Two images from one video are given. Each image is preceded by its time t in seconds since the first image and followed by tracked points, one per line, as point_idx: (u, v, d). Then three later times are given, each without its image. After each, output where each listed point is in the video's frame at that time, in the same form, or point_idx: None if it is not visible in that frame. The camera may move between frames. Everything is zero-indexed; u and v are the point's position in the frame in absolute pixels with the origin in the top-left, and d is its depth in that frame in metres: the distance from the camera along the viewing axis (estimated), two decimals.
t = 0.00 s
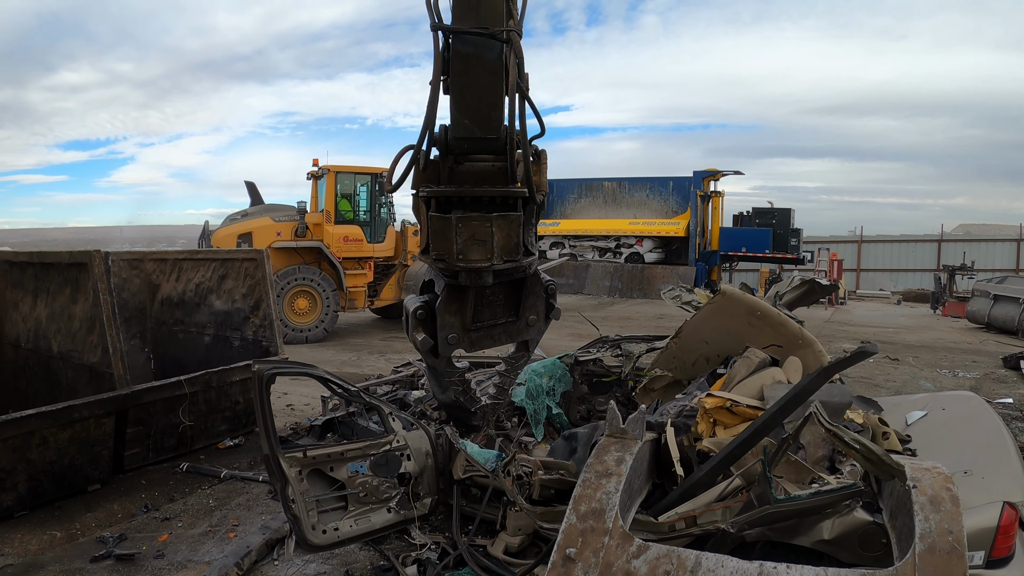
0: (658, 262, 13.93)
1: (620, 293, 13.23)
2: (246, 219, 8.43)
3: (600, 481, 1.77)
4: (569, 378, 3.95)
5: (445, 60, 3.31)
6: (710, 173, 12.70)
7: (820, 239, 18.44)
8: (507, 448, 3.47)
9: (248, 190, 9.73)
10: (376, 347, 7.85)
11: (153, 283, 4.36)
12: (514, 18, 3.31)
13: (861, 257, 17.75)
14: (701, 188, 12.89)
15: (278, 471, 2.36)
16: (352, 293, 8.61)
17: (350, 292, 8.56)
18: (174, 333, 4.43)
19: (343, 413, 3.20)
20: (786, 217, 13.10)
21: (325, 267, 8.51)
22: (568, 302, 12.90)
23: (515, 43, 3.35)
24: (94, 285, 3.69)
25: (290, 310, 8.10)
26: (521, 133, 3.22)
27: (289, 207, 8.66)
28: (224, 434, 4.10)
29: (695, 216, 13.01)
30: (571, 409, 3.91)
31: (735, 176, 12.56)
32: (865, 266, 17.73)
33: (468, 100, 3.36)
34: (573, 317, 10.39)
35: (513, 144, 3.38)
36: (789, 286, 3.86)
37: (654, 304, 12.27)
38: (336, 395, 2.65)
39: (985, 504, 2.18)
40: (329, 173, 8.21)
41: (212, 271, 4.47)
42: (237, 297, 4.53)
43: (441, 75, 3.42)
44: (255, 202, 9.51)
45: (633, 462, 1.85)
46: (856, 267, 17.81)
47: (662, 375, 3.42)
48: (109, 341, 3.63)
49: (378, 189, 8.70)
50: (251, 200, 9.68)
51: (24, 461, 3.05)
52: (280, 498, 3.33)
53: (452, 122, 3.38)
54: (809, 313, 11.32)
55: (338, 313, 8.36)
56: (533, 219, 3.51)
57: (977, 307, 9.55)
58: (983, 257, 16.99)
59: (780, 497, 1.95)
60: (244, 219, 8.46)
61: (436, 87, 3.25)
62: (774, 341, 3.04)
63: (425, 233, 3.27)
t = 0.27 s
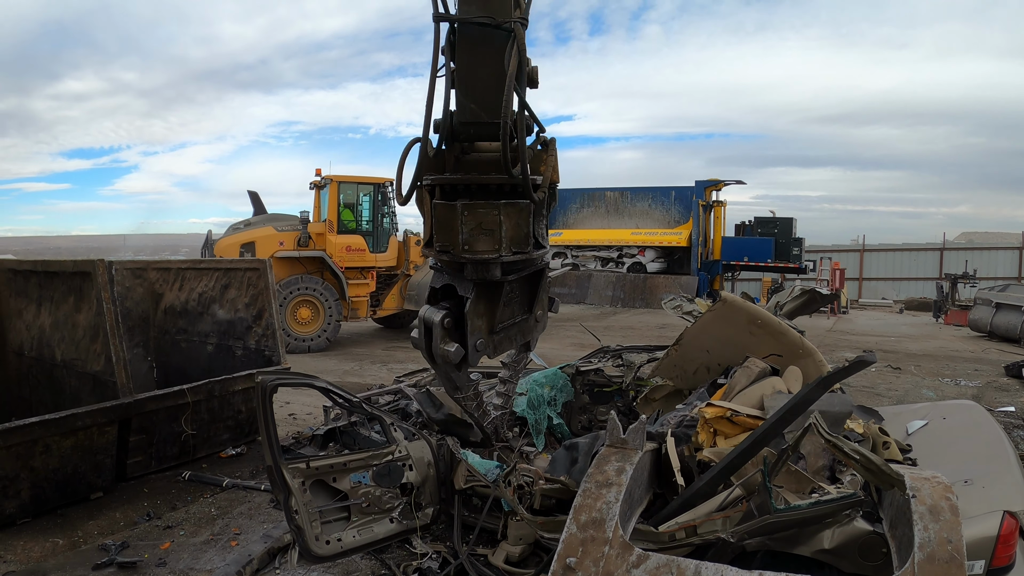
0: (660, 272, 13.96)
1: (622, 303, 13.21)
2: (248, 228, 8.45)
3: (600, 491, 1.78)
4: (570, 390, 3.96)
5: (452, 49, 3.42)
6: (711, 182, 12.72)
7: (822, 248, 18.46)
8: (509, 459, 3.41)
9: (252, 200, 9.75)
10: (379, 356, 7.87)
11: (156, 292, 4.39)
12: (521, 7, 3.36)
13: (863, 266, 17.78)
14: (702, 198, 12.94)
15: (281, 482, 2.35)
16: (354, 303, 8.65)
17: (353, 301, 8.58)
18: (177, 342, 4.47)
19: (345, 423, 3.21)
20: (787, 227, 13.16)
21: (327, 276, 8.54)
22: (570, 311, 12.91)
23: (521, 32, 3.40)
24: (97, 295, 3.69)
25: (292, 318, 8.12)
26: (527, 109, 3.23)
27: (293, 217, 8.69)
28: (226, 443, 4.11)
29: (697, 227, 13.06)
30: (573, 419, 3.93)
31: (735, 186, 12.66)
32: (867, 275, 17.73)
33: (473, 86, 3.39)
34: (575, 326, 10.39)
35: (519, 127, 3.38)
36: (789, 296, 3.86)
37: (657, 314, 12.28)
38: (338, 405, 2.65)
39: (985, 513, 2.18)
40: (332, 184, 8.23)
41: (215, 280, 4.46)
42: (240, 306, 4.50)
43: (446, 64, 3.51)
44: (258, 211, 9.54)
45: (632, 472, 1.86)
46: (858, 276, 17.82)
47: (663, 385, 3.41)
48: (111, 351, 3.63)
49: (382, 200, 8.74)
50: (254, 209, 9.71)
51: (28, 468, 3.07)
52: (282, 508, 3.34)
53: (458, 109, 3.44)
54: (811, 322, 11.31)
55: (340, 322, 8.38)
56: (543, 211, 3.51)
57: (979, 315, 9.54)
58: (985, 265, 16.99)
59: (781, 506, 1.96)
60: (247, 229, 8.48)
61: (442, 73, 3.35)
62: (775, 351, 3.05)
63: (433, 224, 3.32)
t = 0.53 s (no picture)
0: (669, 288, 13.88)
1: (630, 319, 13.00)
2: (259, 244, 8.50)
3: (610, 509, 1.79)
4: (579, 407, 3.95)
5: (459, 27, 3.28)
6: (720, 199, 12.69)
7: (830, 263, 18.43)
8: (518, 477, 3.17)
9: (261, 216, 9.79)
10: (388, 372, 7.88)
11: (167, 307, 4.39)
12: None
13: (873, 281, 17.57)
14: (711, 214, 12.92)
15: (292, 498, 2.37)
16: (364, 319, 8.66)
17: (362, 317, 8.59)
18: (188, 357, 4.49)
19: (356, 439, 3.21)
20: (797, 241, 13.08)
21: (337, 292, 8.57)
22: (579, 327, 12.91)
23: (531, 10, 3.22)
24: (110, 310, 3.73)
25: (303, 334, 8.14)
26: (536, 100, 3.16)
27: (302, 233, 8.73)
28: (236, 458, 4.12)
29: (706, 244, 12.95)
30: (582, 436, 3.93)
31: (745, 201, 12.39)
32: (876, 290, 17.69)
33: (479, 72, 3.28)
34: (584, 343, 10.36)
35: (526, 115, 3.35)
36: (798, 313, 3.84)
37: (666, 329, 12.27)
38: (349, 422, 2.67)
39: (995, 529, 2.17)
40: (341, 201, 8.25)
41: (225, 296, 4.52)
42: (251, 322, 4.56)
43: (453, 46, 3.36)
44: (268, 227, 9.58)
45: (642, 489, 1.86)
46: (867, 291, 17.77)
47: (673, 404, 3.36)
48: (124, 366, 3.66)
49: (392, 216, 8.78)
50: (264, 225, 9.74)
51: (40, 481, 3.09)
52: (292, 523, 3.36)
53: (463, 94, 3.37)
54: (820, 337, 11.27)
55: (350, 337, 8.39)
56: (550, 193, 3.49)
57: (989, 329, 9.51)
58: (994, 279, 16.91)
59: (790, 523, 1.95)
60: (257, 245, 8.52)
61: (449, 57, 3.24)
62: (784, 368, 3.06)
63: (439, 209, 3.31)
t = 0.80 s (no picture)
0: (692, 306, 13.53)
1: (653, 337, 13.27)
2: (284, 261, 8.58)
3: (640, 528, 1.77)
4: (605, 426, 3.81)
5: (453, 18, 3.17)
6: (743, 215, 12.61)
7: (853, 280, 18.28)
8: (545, 496, 3.07)
9: (286, 234, 9.88)
10: (411, 390, 7.91)
11: (193, 322, 4.61)
12: None
13: (896, 298, 17.43)
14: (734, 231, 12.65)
15: (320, 515, 2.40)
16: (387, 336, 8.68)
17: (386, 335, 8.62)
18: (213, 372, 4.61)
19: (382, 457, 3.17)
20: (820, 259, 12.95)
21: (361, 310, 8.61)
22: (601, 345, 12.90)
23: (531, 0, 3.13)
24: (137, 326, 3.76)
25: (326, 352, 8.18)
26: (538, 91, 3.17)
27: (326, 251, 8.80)
28: (261, 474, 4.13)
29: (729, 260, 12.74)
30: (609, 455, 3.75)
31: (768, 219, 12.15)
32: (900, 307, 17.50)
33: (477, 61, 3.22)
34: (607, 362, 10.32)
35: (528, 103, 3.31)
36: (824, 332, 3.81)
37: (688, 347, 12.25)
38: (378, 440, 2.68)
39: None
40: (366, 218, 8.36)
41: (252, 313, 4.51)
42: (275, 340, 4.49)
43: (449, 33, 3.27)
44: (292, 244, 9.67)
45: (672, 509, 1.85)
46: (890, 308, 17.58)
47: (699, 422, 3.36)
48: (150, 382, 3.68)
49: (415, 235, 8.86)
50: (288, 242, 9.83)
51: (66, 495, 3.11)
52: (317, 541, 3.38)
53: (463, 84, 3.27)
54: (844, 354, 11.13)
55: (373, 355, 8.40)
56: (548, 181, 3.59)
57: (1015, 345, 9.37)
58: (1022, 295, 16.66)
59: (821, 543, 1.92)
60: (282, 262, 8.61)
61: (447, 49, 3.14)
62: (810, 387, 3.06)
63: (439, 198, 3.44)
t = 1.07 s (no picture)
0: (732, 321, 13.63)
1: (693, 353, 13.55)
2: (326, 276, 8.71)
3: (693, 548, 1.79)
4: (650, 442, 3.86)
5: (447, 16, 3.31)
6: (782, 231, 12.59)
7: (894, 294, 18.07)
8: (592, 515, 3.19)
9: (327, 250, 9.97)
10: (451, 405, 8.01)
11: (235, 337, 4.84)
12: None
13: (937, 312, 17.41)
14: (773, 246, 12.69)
15: (367, 530, 2.48)
16: (429, 352, 8.67)
17: (427, 350, 8.63)
18: (255, 386, 4.78)
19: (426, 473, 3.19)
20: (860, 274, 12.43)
21: (402, 325, 8.71)
22: (641, 362, 12.99)
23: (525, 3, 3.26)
24: (184, 340, 3.88)
25: (366, 366, 8.26)
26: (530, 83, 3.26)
27: (368, 266, 8.86)
28: (304, 489, 4.17)
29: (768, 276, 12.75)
30: (653, 472, 3.84)
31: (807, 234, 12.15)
32: (942, 322, 17.28)
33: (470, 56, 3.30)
34: (646, 378, 10.39)
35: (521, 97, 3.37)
36: (873, 348, 3.87)
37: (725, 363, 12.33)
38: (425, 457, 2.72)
39: None
40: (406, 234, 8.41)
41: (296, 328, 4.59)
42: (319, 354, 4.53)
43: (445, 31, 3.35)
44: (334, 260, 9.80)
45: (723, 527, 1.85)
46: (932, 323, 17.38)
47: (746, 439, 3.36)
48: (196, 396, 3.79)
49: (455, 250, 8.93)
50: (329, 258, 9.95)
51: (109, 507, 3.17)
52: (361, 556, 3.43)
53: (457, 79, 3.36)
54: (885, 370, 10.94)
55: (414, 370, 8.45)
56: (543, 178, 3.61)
57: None
58: None
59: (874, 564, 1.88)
60: (323, 276, 8.72)
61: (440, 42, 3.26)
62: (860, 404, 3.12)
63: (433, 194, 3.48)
